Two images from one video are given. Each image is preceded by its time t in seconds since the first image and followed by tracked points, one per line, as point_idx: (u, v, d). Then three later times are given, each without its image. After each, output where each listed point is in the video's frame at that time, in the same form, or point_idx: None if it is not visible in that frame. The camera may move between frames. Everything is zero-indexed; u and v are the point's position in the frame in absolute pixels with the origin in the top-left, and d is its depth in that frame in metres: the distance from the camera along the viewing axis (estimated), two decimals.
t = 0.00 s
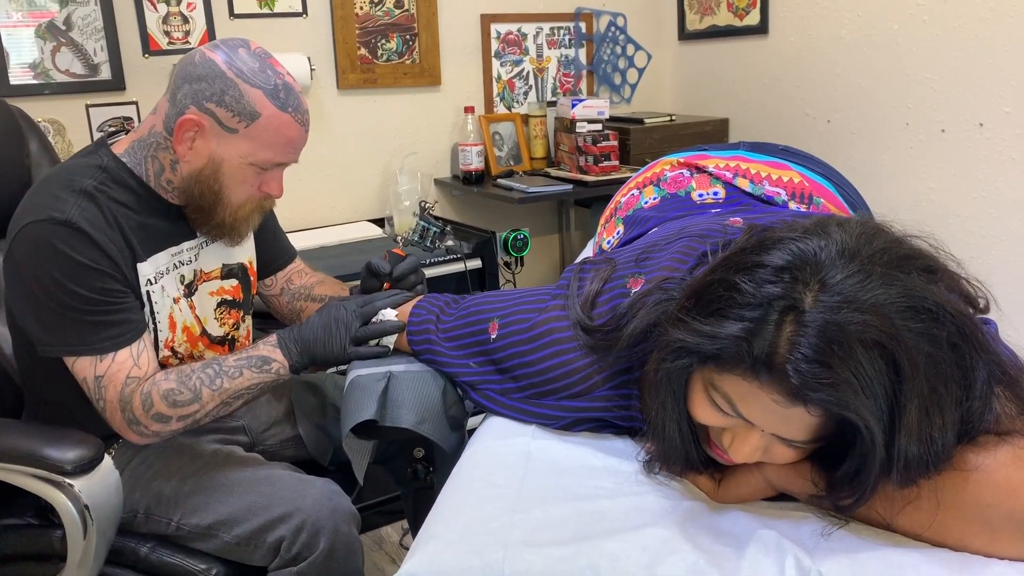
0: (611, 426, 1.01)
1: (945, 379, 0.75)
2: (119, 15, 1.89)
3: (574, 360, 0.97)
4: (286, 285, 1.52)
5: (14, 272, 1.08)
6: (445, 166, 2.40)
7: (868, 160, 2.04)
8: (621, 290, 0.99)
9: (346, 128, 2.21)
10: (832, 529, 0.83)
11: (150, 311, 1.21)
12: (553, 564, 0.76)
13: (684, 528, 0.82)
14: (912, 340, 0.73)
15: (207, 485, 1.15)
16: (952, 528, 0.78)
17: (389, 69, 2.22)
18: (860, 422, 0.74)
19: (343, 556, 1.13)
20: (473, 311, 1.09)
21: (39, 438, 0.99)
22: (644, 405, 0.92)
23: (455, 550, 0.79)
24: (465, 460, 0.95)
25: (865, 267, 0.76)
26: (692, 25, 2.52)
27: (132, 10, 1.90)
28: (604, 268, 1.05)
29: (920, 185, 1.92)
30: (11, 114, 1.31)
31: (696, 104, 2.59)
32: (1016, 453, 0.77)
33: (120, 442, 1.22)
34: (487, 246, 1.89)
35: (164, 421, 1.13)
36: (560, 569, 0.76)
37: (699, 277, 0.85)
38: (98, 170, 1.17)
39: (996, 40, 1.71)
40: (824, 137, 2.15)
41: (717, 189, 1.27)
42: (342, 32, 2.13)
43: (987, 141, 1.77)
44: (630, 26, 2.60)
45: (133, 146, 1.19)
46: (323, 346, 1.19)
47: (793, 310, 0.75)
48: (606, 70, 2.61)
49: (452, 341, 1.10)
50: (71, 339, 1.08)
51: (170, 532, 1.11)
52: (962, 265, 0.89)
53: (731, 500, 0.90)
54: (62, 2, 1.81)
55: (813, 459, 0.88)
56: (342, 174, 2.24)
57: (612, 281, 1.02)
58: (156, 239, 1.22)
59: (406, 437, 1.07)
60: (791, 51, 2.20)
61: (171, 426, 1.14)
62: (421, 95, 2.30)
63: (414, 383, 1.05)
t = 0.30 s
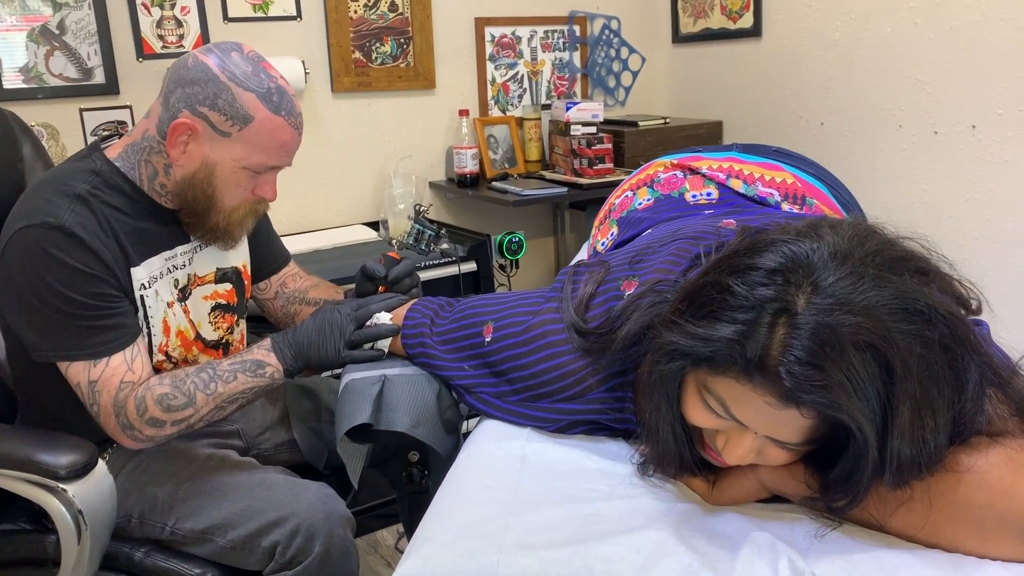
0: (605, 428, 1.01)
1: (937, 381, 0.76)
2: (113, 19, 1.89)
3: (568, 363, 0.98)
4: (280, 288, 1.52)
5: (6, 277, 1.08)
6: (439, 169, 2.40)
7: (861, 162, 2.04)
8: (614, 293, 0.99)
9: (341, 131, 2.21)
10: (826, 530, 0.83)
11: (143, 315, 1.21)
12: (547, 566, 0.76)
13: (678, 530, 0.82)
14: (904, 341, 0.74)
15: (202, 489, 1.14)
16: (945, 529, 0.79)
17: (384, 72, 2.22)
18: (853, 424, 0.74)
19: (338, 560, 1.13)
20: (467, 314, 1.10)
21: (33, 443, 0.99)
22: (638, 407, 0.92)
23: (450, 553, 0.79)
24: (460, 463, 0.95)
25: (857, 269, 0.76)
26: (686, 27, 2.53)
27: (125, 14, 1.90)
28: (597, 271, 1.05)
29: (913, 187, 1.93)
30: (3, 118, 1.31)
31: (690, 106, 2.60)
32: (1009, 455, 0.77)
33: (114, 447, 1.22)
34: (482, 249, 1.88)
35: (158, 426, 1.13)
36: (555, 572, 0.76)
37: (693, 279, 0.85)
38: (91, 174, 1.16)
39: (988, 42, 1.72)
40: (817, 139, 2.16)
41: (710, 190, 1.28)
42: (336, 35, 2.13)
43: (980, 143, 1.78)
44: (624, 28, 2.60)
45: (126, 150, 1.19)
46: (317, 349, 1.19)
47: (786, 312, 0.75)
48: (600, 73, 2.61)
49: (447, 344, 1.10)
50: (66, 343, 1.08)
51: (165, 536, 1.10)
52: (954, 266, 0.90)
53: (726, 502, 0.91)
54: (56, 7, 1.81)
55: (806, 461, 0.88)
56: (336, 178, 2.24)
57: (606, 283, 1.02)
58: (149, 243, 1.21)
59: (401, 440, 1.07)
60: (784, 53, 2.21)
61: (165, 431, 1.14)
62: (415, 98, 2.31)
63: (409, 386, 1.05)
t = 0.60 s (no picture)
0: (606, 423, 1.01)
1: (938, 374, 0.76)
2: (110, 16, 1.88)
3: (568, 359, 0.97)
4: (278, 285, 1.52)
5: (4, 274, 1.07)
6: (438, 167, 2.40)
7: (860, 160, 2.04)
8: (615, 288, 0.99)
9: (339, 129, 2.21)
10: (828, 524, 0.83)
11: (142, 312, 1.20)
12: (548, 562, 0.76)
13: (679, 524, 0.82)
14: (906, 335, 0.74)
15: (201, 486, 1.14)
16: (947, 522, 0.79)
17: (382, 69, 2.22)
18: (854, 417, 0.74)
19: (337, 557, 1.13)
20: (467, 310, 1.09)
21: (31, 440, 0.99)
22: (639, 403, 0.92)
23: (451, 548, 0.78)
24: (461, 458, 0.95)
25: (858, 262, 0.76)
26: (685, 25, 2.53)
27: (123, 12, 1.89)
28: (597, 266, 1.05)
29: (913, 184, 1.93)
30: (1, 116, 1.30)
31: (688, 104, 2.60)
32: (1010, 448, 0.77)
33: (112, 444, 1.21)
34: (481, 247, 1.89)
35: (157, 423, 1.12)
36: (555, 566, 0.75)
37: (694, 274, 0.85)
38: (89, 170, 1.16)
39: (987, 39, 1.72)
40: (815, 136, 2.16)
41: (710, 186, 1.28)
42: (334, 32, 2.12)
43: (979, 140, 1.78)
44: (622, 26, 2.60)
45: (124, 146, 1.18)
46: (316, 346, 1.18)
47: (787, 306, 0.75)
48: (599, 70, 2.61)
49: (446, 340, 1.10)
50: (64, 340, 1.08)
51: (163, 533, 1.10)
52: (955, 260, 0.90)
53: (726, 497, 0.91)
54: (54, 4, 1.80)
55: (807, 455, 0.88)
56: (335, 175, 2.24)
57: (606, 278, 1.02)
58: (148, 240, 1.21)
59: (400, 436, 1.07)
60: (783, 51, 2.21)
61: (164, 428, 1.13)
62: (414, 96, 2.30)
63: (409, 382, 1.05)
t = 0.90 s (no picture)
0: (607, 420, 1.01)
1: (940, 370, 0.75)
2: (110, 13, 1.88)
3: (570, 355, 0.97)
4: (279, 281, 1.52)
5: (5, 270, 1.07)
6: (438, 164, 2.39)
7: (861, 156, 2.04)
8: (616, 284, 0.99)
9: (340, 125, 2.21)
10: (829, 520, 0.83)
11: (143, 309, 1.20)
12: (550, 558, 0.76)
13: (680, 520, 0.82)
14: (908, 331, 0.74)
15: (202, 483, 1.14)
16: (948, 519, 0.79)
17: (382, 66, 2.21)
18: (856, 412, 0.74)
19: (338, 553, 1.13)
20: (468, 307, 1.09)
21: (33, 436, 0.99)
22: (640, 399, 0.92)
23: (452, 544, 0.78)
24: (462, 455, 0.95)
25: (861, 258, 0.76)
26: (685, 21, 2.53)
27: (123, 8, 1.89)
28: (599, 262, 1.05)
29: (914, 181, 1.93)
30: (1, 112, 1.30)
31: (689, 100, 2.59)
32: (1012, 444, 0.77)
33: (113, 441, 1.21)
34: (481, 244, 1.89)
35: (158, 419, 1.12)
36: (556, 563, 0.75)
37: (696, 269, 0.85)
38: (89, 166, 1.16)
39: (988, 35, 1.72)
40: (816, 133, 2.16)
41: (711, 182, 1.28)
42: (334, 29, 2.12)
43: (980, 136, 1.78)
44: (623, 22, 2.60)
45: (124, 143, 1.18)
46: (317, 342, 1.18)
47: (790, 301, 0.75)
48: (599, 67, 2.61)
49: (447, 336, 1.10)
50: (65, 337, 1.08)
51: (165, 529, 1.10)
52: (957, 256, 0.89)
53: (728, 494, 0.90)
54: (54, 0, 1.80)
55: (809, 451, 0.88)
56: (335, 172, 2.23)
57: (608, 275, 1.02)
58: (148, 236, 1.21)
59: (401, 433, 1.07)
60: (784, 47, 2.21)
61: (165, 425, 1.13)
62: (414, 92, 2.30)
63: (410, 378, 1.05)
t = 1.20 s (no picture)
0: (611, 417, 1.00)
1: (945, 365, 0.75)
2: (113, 10, 1.88)
3: (574, 352, 0.97)
4: (282, 279, 1.52)
5: (9, 268, 1.07)
6: (441, 161, 2.39)
7: (865, 152, 2.04)
8: (620, 281, 0.99)
9: (343, 123, 2.21)
10: (834, 517, 0.83)
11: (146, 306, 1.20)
12: (553, 555, 0.76)
13: (684, 517, 0.82)
14: (913, 324, 0.73)
15: (206, 480, 1.14)
16: (952, 515, 0.78)
17: (385, 63, 2.21)
18: (861, 407, 0.74)
19: (342, 550, 1.13)
20: (471, 304, 1.09)
21: (37, 433, 0.99)
22: (644, 395, 0.92)
23: (456, 541, 0.78)
24: (465, 452, 0.95)
25: (865, 252, 0.76)
26: (688, 17, 2.53)
27: (125, 6, 1.89)
28: (602, 259, 1.05)
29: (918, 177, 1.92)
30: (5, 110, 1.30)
31: (692, 97, 2.59)
32: (1017, 439, 0.77)
33: (117, 438, 1.22)
34: (485, 241, 1.89)
35: (162, 417, 1.12)
36: (561, 559, 0.75)
37: (700, 265, 0.85)
38: (92, 164, 1.16)
39: (992, 31, 1.71)
40: (820, 129, 2.15)
41: (714, 179, 1.28)
42: (337, 26, 2.12)
43: (984, 133, 1.77)
44: (626, 19, 2.59)
45: (127, 140, 1.18)
46: (320, 339, 1.18)
47: (795, 296, 0.75)
48: (602, 63, 2.61)
49: (451, 333, 1.10)
50: (69, 334, 1.08)
51: (169, 526, 1.10)
52: (961, 252, 0.89)
53: (732, 490, 0.90)
54: None
55: (812, 447, 0.88)
56: (338, 169, 2.23)
57: (611, 271, 1.02)
58: (151, 234, 1.21)
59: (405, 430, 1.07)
60: (787, 43, 2.20)
61: (169, 422, 1.13)
62: (416, 89, 2.30)
63: (413, 375, 1.05)
